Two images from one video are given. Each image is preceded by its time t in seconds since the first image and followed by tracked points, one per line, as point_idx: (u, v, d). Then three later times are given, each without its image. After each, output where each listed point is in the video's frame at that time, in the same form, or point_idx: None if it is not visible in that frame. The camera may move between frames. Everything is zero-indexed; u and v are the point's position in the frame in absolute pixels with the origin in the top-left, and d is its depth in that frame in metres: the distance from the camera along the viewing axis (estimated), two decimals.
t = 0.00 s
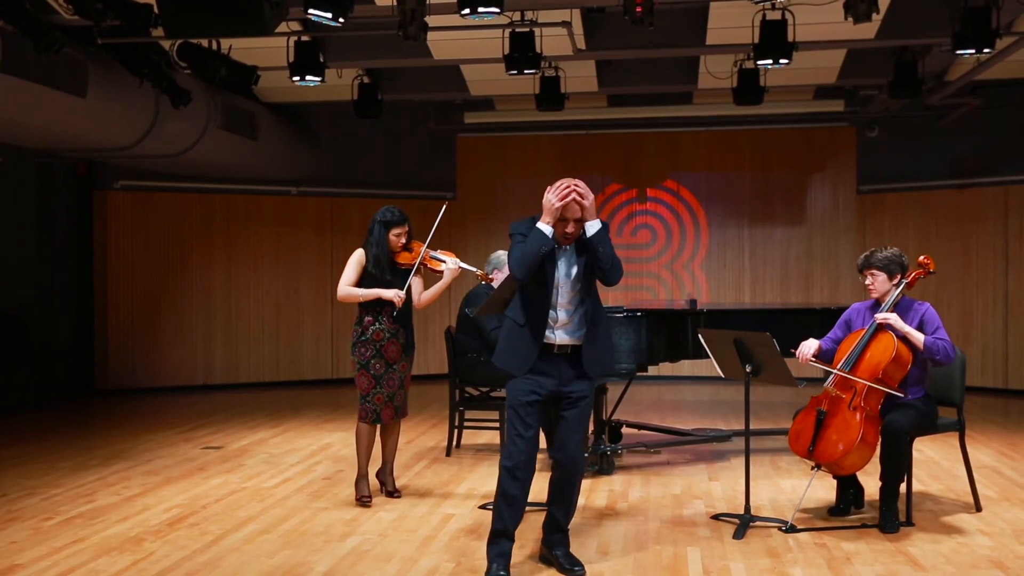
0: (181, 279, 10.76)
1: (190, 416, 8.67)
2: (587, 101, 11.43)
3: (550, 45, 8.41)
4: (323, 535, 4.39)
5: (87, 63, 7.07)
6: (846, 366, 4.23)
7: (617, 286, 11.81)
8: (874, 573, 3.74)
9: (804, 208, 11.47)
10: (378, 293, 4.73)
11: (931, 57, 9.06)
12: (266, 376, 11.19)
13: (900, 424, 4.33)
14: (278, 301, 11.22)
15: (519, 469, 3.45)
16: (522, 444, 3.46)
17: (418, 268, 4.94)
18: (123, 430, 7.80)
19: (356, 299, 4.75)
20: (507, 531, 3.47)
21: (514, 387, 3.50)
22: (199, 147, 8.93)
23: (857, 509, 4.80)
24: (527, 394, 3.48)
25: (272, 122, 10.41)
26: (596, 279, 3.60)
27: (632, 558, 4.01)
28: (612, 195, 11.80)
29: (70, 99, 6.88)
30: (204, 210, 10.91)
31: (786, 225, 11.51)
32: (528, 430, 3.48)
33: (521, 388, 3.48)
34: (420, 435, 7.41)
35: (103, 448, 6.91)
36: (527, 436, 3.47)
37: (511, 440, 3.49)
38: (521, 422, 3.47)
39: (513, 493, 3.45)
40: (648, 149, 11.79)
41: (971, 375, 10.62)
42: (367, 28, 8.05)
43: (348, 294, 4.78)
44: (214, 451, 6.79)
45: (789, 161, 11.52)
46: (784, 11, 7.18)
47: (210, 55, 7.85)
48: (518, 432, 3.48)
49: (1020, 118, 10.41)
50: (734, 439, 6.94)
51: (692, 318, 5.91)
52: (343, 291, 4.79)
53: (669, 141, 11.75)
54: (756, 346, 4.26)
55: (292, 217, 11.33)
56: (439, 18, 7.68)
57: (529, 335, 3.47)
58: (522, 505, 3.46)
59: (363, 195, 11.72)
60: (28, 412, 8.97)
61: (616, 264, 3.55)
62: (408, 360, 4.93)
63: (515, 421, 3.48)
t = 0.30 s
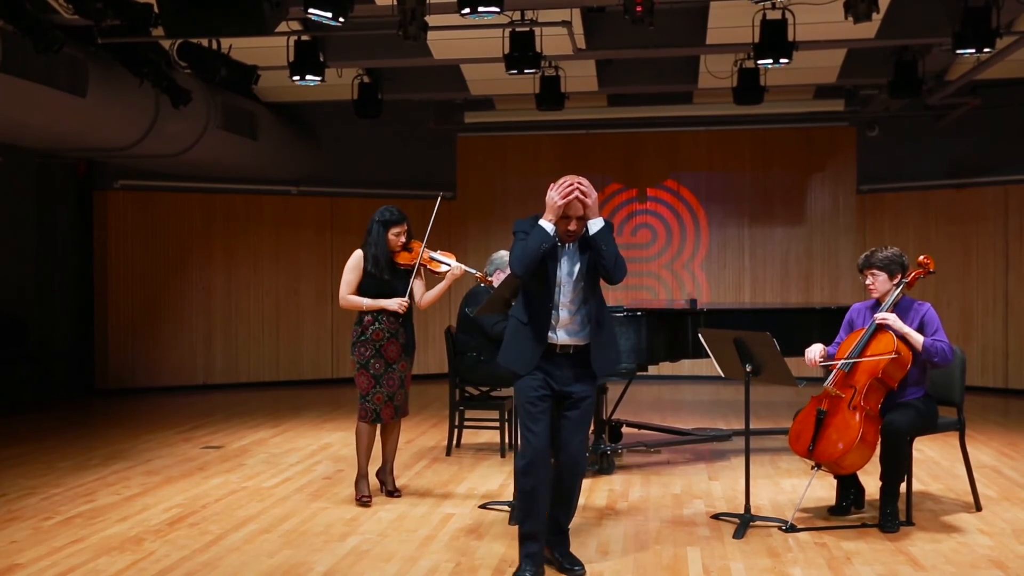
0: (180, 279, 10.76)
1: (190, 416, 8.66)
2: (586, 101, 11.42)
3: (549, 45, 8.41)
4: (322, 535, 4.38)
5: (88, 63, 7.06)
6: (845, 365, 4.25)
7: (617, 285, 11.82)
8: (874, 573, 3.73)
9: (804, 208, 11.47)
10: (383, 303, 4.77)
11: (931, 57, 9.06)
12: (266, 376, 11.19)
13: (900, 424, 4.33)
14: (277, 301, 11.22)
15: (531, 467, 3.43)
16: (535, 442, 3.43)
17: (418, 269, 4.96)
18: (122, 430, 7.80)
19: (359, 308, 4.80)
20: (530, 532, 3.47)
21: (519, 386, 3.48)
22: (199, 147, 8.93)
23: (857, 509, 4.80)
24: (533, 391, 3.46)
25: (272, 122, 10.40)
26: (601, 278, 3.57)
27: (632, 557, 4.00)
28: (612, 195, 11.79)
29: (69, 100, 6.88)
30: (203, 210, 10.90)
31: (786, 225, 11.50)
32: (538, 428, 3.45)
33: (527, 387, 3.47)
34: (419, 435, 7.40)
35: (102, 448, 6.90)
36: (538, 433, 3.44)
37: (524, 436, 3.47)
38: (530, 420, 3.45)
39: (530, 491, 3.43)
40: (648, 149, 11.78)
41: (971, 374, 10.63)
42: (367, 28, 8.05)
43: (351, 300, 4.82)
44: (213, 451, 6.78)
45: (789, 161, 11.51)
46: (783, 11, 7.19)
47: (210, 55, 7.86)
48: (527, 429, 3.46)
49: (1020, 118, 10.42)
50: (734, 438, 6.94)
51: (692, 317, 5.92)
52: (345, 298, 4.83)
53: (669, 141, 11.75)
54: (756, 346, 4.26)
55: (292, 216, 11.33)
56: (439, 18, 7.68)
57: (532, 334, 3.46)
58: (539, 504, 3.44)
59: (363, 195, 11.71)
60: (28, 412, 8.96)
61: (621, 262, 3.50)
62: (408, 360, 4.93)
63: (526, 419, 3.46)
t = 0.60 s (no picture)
0: (179, 278, 10.75)
1: (190, 416, 8.66)
2: (586, 101, 11.42)
3: (549, 45, 8.41)
4: (322, 535, 4.38)
5: (87, 63, 7.05)
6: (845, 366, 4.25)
7: (617, 286, 11.83)
8: (874, 573, 3.73)
9: (804, 208, 11.47)
10: (383, 302, 4.77)
11: (931, 57, 9.05)
12: (266, 376, 11.18)
13: (900, 424, 4.32)
14: (277, 301, 11.22)
15: (533, 471, 3.41)
16: (535, 445, 3.43)
17: (417, 268, 4.96)
18: (122, 430, 7.80)
19: (360, 307, 4.80)
20: (542, 535, 3.43)
21: (517, 388, 3.48)
22: (198, 147, 8.93)
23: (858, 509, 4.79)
24: (533, 394, 3.46)
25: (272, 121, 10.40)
26: (597, 277, 3.56)
27: (632, 557, 4.01)
28: (612, 194, 11.80)
29: (69, 100, 6.87)
30: (203, 209, 10.90)
31: (785, 224, 11.50)
32: (537, 430, 3.45)
33: (525, 389, 3.46)
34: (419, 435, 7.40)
35: (102, 448, 6.90)
36: (537, 435, 3.44)
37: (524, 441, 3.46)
38: (530, 423, 3.45)
39: (533, 493, 3.41)
40: (648, 149, 11.78)
41: (970, 374, 10.63)
42: (367, 28, 8.05)
43: (351, 300, 4.82)
44: (213, 451, 6.78)
45: (788, 161, 11.51)
46: (783, 11, 7.18)
47: (210, 54, 7.86)
48: (527, 432, 3.45)
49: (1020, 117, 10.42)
50: (734, 438, 6.95)
51: (692, 317, 5.92)
52: (345, 298, 4.83)
53: (669, 141, 11.75)
54: (755, 346, 4.26)
55: (291, 216, 11.33)
56: (438, 18, 7.68)
57: (529, 336, 3.45)
58: (543, 507, 3.42)
59: (362, 195, 11.71)
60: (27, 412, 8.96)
61: (618, 260, 3.50)
62: (408, 360, 4.93)
63: (526, 422, 3.45)
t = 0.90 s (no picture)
0: (179, 279, 10.75)
1: (189, 417, 8.66)
2: (585, 102, 11.43)
3: (548, 45, 8.40)
4: (321, 535, 4.38)
5: (86, 64, 7.05)
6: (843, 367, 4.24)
7: (615, 286, 11.84)
8: (872, 573, 3.74)
9: (802, 208, 11.48)
10: (383, 294, 4.76)
11: (930, 57, 9.05)
12: (264, 376, 11.18)
13: (899, 424, 4.33)
14: (276, 301, 11.21)
15: (529, 476, 3.40)
16: (531, 449, 3.42)
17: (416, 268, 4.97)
18: (122, 430, 7.80)
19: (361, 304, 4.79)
20: (540, 539, 3.44)
21: (510, 392, 3.47)
22: (197, 147, 8.93)
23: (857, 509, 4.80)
24: (527, 397, 3.46)
25: (271, 122, 10.39)
26: (589, 276, 3.52)
27: (631, 558, 4.01)
28: (611, 195, 11.82)
29: (67, 101, 6.86)
30: (203, 209, 10.89)
31: (784, 225, 11.51)
32: (533, 435, 3.43)
33: (518, 393, 3.46)
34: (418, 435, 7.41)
35: (101, 448, 6.90)
36: (534, 439, 3.42)
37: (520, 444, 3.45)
38: (525, 427, 3.44)
39: (530, 498, 3.41)
40: (647, 149, 11.79)
41: (969, 374, 10.64)
42: (366, 29, 8.06)
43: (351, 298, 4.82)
44: (212, 451, 6.78)
45: (787, 161, 11.52)
46: (782, 12, 7.19)
47: (209, 54, 7.86)
48: (523, 436, 3.44)
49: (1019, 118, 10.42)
50: (733, 439, 6.95)
51: (691, 317, 5.93)
52: (346, 296, 4.83)
53: (668, 142, 11.75)
54: (754, 346, 4.26)
55: (290, 217, 11.32)
56: (437, 18, 7.68)
57: (520, 336, 3.46)
58: (540, 510, 3.41)
59: (361, 196, 11.71)
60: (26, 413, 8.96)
61: (608, 257, 3.46)
62: (408, 360, 4.93)
63: (522, 426, 3.45)
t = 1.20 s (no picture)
0: (177, 279, 10.75)
1: (187, 417, 8.66)
2: (584, 102, 11.43)
3: (547, 45, 8.40)
4: (320, 535, 4.38)
5: (85, 64, 7.03)
6: (841, 367, 4.24)
7: (615, 287, 11.84)
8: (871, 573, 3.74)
9: (801, 208, 11.48)
10: (384, 289, 4.74)
11: (930, 57, 9.05)
12: (263, 376, 11.18)
13: (897, 424, 4.33)
14: (275, 301, 11.21)
15: (526, 480, 3.40)
16: (528, 453, 3.41)
17: (415, 268, 4.95)
18: (120, 430, 7.80)
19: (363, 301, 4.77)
20: (539, 542, 3.44)
21: (506, 395, 3.47)
22: (196, 147, 8.93)
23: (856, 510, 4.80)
24: (522, 400, 3.45)
25: (270, 122, 10.39)
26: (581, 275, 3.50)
27: (630, 558, 4.01)
28: (610, 195, 11.83)
29: (66, 101, 6.85)
30: (202, 209, 10.89)
31: (783, 225, 11.52)
32: (529, 438, 3.43)
33: (514, 397, 3.46)
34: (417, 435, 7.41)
35: (100, 448, 6.90)
36: (530, 442, 3.42)
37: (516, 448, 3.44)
38: (521, 429, 3.44)
39: (527, 502, 3.41)
40: (646, 149, 11.79)
41: (968, 375, 10.63)
42: (365, 29, 8.06)
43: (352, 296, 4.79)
44: (211, 451, 6.78)
45: (786, 161, 11.53)
46: (780, 12, 7.19)
47: (208, 53, 7.86)
48: (519, 439, 3.44)
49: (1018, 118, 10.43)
50: (732, 439, 6.96)
51: (690, 317, 5.92)
52: (346, 295, 4.81)
53: (667, 142, 11.76)
54: (753, 346, 4.27)
55: (289, 217, 11.33)
56: (437, 18, 7.68)
57: (511, 337, 3.44)
58: (538, 512, 3.41)
59: (360, 195, 11.71)
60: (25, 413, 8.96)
61: (599, 256, 3.45)
62: (406, 360, 4.94)
63: (517, 429, 3.44)
